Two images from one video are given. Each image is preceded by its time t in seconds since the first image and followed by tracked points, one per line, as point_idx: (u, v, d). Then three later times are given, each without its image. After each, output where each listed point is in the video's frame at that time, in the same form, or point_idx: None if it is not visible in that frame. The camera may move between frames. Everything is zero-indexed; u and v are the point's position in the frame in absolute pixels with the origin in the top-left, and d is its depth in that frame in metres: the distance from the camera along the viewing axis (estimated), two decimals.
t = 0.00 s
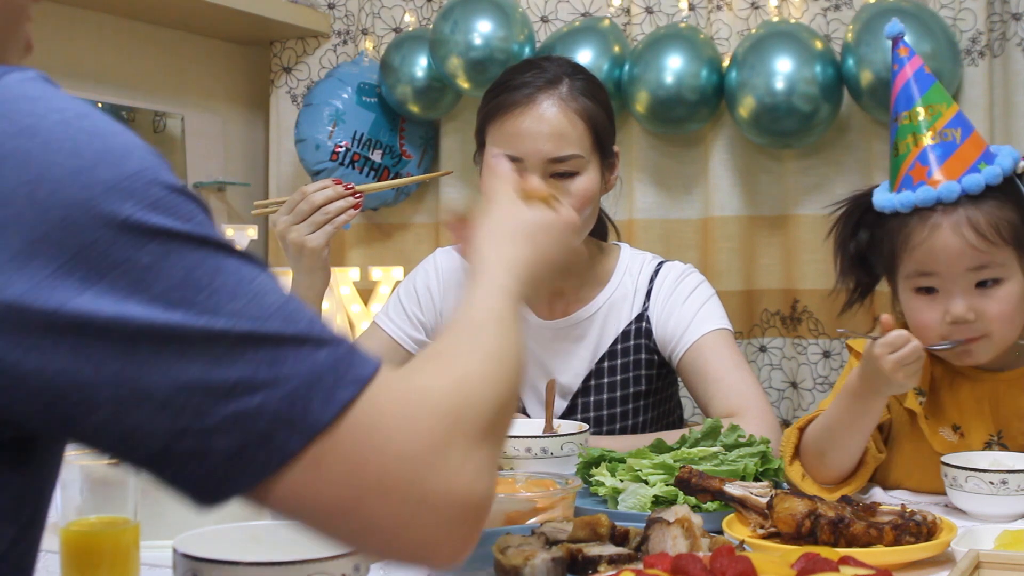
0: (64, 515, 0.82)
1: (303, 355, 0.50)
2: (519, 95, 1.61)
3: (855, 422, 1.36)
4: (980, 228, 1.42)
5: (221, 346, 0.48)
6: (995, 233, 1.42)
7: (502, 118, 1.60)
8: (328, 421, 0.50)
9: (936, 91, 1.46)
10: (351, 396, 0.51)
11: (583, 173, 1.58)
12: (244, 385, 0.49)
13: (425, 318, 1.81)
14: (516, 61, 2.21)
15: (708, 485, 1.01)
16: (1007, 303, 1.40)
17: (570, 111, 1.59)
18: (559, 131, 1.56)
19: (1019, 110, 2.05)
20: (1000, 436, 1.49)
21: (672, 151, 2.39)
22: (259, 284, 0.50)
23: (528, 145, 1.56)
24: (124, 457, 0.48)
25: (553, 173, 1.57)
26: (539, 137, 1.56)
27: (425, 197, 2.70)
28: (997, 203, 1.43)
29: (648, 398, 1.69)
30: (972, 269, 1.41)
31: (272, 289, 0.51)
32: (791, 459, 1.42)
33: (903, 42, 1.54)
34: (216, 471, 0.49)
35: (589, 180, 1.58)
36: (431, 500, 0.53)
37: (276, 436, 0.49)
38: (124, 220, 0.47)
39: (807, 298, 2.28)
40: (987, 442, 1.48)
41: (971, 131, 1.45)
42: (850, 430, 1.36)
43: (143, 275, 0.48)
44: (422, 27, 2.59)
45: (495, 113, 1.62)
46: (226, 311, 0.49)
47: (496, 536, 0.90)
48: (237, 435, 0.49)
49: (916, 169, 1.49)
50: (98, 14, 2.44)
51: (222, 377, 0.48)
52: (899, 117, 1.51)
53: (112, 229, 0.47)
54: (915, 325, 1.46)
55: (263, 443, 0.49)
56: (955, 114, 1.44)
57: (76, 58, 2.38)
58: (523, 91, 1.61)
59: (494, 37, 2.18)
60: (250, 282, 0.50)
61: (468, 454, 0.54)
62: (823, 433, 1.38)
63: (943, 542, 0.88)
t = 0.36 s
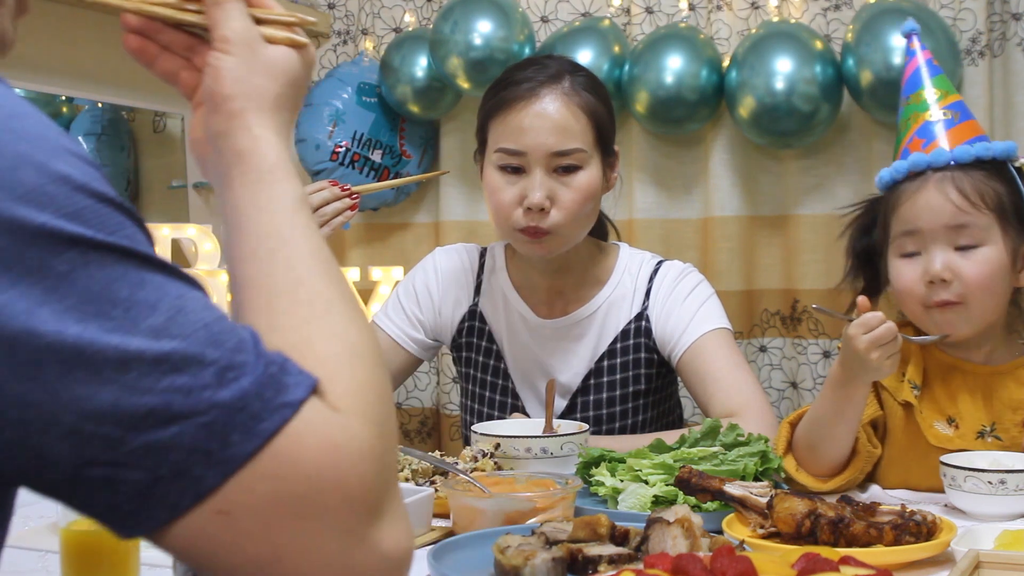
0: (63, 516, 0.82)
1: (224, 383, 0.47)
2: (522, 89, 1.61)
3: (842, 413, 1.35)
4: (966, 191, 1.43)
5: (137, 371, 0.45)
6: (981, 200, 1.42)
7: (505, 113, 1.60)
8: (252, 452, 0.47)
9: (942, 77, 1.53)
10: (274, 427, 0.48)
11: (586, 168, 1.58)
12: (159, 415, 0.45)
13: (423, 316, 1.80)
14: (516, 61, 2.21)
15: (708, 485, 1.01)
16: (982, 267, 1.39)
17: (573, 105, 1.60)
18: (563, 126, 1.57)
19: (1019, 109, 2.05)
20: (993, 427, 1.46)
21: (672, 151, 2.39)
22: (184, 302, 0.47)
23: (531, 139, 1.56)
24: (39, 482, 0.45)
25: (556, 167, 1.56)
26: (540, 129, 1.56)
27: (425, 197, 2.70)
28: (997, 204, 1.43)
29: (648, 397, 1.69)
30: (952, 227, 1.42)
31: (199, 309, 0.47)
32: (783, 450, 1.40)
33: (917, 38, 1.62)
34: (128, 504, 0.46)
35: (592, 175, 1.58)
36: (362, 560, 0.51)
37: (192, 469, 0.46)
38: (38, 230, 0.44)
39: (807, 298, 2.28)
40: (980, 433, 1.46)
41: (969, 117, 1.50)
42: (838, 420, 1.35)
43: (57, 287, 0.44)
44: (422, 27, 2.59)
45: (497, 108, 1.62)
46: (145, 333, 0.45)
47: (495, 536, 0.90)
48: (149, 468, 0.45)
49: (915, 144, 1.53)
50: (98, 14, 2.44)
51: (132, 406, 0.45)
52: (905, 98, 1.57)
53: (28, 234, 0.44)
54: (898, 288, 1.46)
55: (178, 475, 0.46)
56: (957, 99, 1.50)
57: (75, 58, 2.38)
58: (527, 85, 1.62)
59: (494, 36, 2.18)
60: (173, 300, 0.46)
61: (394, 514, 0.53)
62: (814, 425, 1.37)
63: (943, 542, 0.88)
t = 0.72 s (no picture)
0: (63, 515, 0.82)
1: (185, 395, 0.45)
2: (529, 88, 1.61)
3: (839, 412, 1.35)
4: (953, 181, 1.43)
5: (95, 379, 0.43)
6: (968, 191, 1.42)
7: (514, 111, 1.60)
8: (212, 467, 0.46)
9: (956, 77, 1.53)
10: (238, 441, 0.46)
11: (594, 167, 1.57)
12: (115, 426, 0.44)
13: (423, 317, 1.80)
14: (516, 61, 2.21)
15: (708, 485, 1.01)
16: (965, 254, 1.40)
17: (580, 102, 1.60)
18: (573, 124, 1.57)
19: (1019, 110, 2.05)
20: (992, 423, 1.45)
21: (672, 151, 2.39)
22: (150, 305, 0.45)
23: (543, 137, 1.56)
24: None
25: (566, 166, 1.56)
26: (549, 128, 1.56)
27: (425, 197, 2.71)
28: (997, 203, 1.43)
29: (648, 398, 1.69)
30: (936, 215, 1.42)
31: (165, 314, 0.45)
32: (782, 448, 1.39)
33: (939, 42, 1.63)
34: (84, 516, 0.45)
35: (599, 174, 1.58)
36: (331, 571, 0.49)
37: (148, 482, 0.45)
38: None
39: (808, 299, 2.28)
40: (979, 429, 1.45)
41: (976, 118, 1.50)
42: (836, 417, 1.35)
43: (13, 285, 0.43)
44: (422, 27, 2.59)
45: (504, 109, 1.63)
46: (104, 338, 0.44)
47: (496, 536, 0.90)
48: (107, 479, 0.44)
49: (918, 141, 1.54)
50: (99, 13, 2.44)
51: (87, 416, 0.43)
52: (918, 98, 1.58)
53: None
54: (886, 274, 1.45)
55: (134, 488, 0.45)
56: (965, 100, 1.50)
57: (75, 58, 2.38)
58: (534, 84, 1.62)
59: (494, 37, 2.18)
60: (137, 303, 0.45)
61: (368, 521, 0.52)
62: (813, 424, 1.36)
63: (943, 542, 0.88)
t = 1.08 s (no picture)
0: (64, 516, 0.82)
1: (224, 354, 0.51)
2: (553, 88, 1.61)
3: (835, 409, 1.35)
4: (953, 181, 1.43)
5: (142, 344, 0.49)
6: (968, 191, 1.42)
7: (546, 109, 1.59)
8: (253, 422, 0.52)
9: (951, 77, 1.53)
10: (275, 399, 0.52)
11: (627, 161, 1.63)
12: (166, 386, 0.50)
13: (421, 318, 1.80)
14: (515, 61, 2.21)
15: (707, 485, 1.01)
16: (966, 254, 1.40)
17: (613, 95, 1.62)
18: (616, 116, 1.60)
19: (1019, 110, 2.05)
20: (992, 418, 1.45)
21: (672, 151, 2.39)
22: (182, 275, 0.51)
23: (587, 129, 1.57)
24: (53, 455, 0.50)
25: (608, 158, 1.59)
26: (593, 119, 1.57)
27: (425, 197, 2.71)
28: (997, 204, 1.43)
29: (647, 398, 1.70)
30: (936, 216, 1.42)
31: (195, 281, 0.51)
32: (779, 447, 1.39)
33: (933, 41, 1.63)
34: (137, 475, 0.50)
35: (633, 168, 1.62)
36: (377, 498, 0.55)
37: (197, 438, 0.51)
38: (33, 211, 0.47)
39: (808, 299, 2.28)
40: (979, 424, 1.45)
41: (972, 118, 1.50)
42: (832, 415, 1.35)
43: (55, 266, 0.48)
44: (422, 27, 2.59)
45: (528, 110, 1.62)
46: (145, 308, 0.50)
47: (496, 536, 0.90)
48: (157, 439, 0.50)
49: (915, 140, 1.55)
50: (99, 13, 2.44)
51: (140, 378, 0.49)
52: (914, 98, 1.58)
53: (24, 213, 0.47)
54: (887, 274, 1.46)
55: (183, 445, 0.50)
56: (961, 100, 1.51)
57: (75, 58, 2.38)
58: (558, 85, 1.61)
59: (494, 37, 2.18)
60: (171, 274, 0.51)
61: (418, 449, 0.57)
62: (810, 422, 1.37)
63: (943, 542, 0.88)
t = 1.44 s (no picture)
0: (64, 515, 0.82)
1: (295, 304, 0.59)
2: (549, 103, 1.56)
3: (835, 405, 1.36)
4: (958, 192, 1.43)
5: (230, 303, 0.57)
6: (973, 203, 1.42)
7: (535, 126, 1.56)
8: (324, 359, 0.59)
9: (945, 74, 1.52)
10: (339, 339, 0.59)
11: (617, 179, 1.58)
12: (255, 331, 0.57)
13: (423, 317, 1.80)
14: (515, 61, 2.22)
15: (708, 485, 1.01)
16: (972, 265, 1.41)
17: (607, 112, 1.58)
18: (601, 136, 1.54)
19: (1019, 109, 2.05)
20: (992, 414, 1.45)
21: (672, 151, 2.39)
22: (251, 246, 0.58)
23: (568, 149, 1.53)
24: (152, 400, 0.56)
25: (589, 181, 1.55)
26: (576, 138, 1.53)
27: (425, 197, 2.71)
28: (1001, 213, 1.44)
29: (647, 398, 1.70)
30: (942, 229, 1.43)
31: (261, 249, 0.59)
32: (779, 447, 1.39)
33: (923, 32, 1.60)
34: (231, 405, 0.57)
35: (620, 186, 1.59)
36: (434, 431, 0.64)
37: (282, 372, 0.58)
38: (129, 206, 0.53)
39: (808, 299, 2.28)
40: (980, 419, 1.45)
41: (969, 115, 1.49)
42: (831, 412, 1.35)
43: (153, 248, 0.55)
44: (422, 26, 2.59)
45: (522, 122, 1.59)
46: (230, 275, 0.57)
47: (496, 537, 0.90)
48: (251, 369, 0.57)
49: (913, 140, 1.54)
50: (99, 13, 2.44)
51: (233, 328, 0.56)
52: (909, 96, 1.56)
53: (123, 208, 0.53)
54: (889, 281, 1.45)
55: (270, 377, 0.58)
56: (957, 98, 1.49)
57: (76, 59, 2.38)
58: (552, 99, 1.57)
59: (494, 36, 2.18)
60: (242, 246, 0.58)
61: (467, 386, 0.66)
62: (811, 422, 1.36)
63: (942, 542, 0.88)
